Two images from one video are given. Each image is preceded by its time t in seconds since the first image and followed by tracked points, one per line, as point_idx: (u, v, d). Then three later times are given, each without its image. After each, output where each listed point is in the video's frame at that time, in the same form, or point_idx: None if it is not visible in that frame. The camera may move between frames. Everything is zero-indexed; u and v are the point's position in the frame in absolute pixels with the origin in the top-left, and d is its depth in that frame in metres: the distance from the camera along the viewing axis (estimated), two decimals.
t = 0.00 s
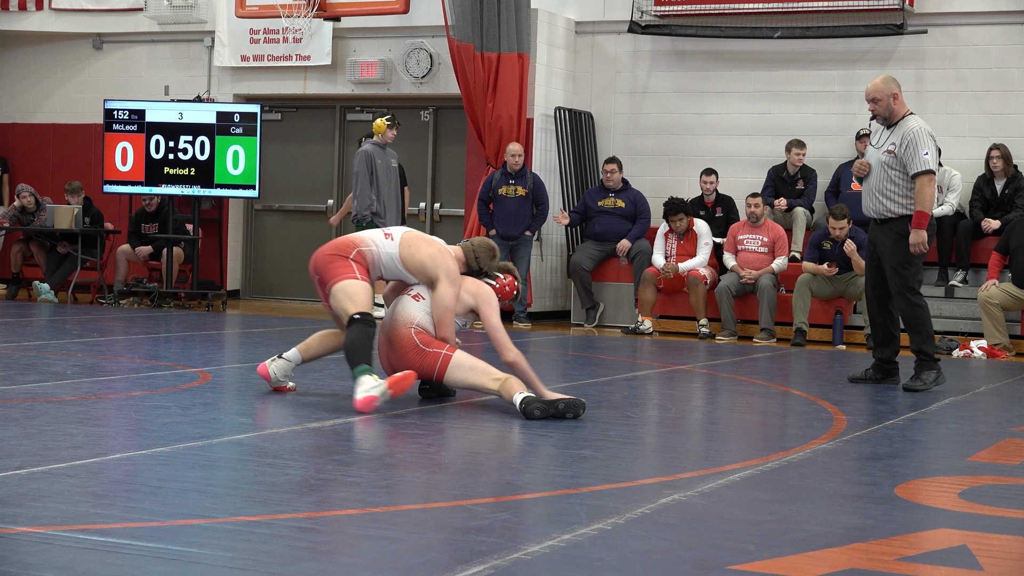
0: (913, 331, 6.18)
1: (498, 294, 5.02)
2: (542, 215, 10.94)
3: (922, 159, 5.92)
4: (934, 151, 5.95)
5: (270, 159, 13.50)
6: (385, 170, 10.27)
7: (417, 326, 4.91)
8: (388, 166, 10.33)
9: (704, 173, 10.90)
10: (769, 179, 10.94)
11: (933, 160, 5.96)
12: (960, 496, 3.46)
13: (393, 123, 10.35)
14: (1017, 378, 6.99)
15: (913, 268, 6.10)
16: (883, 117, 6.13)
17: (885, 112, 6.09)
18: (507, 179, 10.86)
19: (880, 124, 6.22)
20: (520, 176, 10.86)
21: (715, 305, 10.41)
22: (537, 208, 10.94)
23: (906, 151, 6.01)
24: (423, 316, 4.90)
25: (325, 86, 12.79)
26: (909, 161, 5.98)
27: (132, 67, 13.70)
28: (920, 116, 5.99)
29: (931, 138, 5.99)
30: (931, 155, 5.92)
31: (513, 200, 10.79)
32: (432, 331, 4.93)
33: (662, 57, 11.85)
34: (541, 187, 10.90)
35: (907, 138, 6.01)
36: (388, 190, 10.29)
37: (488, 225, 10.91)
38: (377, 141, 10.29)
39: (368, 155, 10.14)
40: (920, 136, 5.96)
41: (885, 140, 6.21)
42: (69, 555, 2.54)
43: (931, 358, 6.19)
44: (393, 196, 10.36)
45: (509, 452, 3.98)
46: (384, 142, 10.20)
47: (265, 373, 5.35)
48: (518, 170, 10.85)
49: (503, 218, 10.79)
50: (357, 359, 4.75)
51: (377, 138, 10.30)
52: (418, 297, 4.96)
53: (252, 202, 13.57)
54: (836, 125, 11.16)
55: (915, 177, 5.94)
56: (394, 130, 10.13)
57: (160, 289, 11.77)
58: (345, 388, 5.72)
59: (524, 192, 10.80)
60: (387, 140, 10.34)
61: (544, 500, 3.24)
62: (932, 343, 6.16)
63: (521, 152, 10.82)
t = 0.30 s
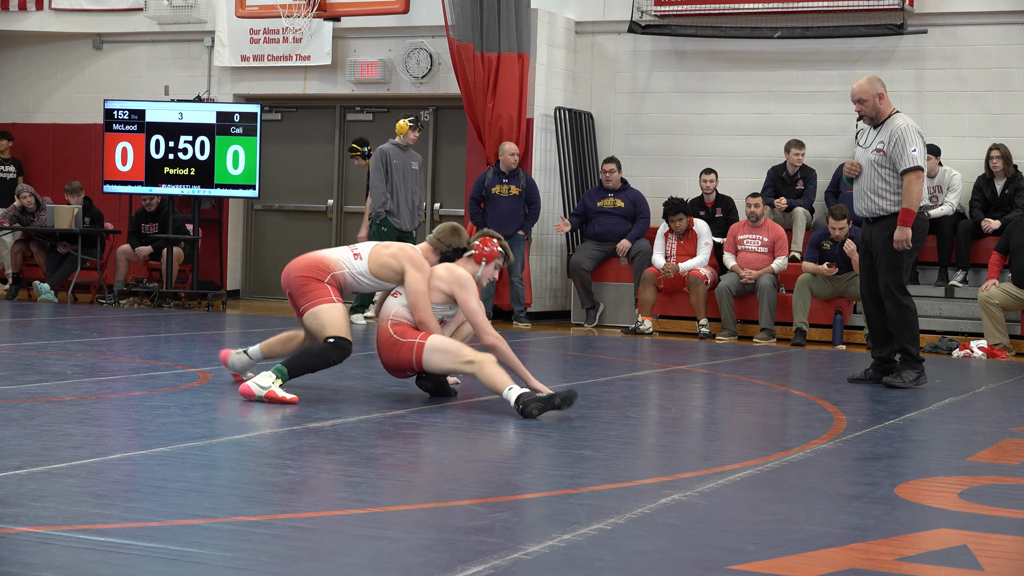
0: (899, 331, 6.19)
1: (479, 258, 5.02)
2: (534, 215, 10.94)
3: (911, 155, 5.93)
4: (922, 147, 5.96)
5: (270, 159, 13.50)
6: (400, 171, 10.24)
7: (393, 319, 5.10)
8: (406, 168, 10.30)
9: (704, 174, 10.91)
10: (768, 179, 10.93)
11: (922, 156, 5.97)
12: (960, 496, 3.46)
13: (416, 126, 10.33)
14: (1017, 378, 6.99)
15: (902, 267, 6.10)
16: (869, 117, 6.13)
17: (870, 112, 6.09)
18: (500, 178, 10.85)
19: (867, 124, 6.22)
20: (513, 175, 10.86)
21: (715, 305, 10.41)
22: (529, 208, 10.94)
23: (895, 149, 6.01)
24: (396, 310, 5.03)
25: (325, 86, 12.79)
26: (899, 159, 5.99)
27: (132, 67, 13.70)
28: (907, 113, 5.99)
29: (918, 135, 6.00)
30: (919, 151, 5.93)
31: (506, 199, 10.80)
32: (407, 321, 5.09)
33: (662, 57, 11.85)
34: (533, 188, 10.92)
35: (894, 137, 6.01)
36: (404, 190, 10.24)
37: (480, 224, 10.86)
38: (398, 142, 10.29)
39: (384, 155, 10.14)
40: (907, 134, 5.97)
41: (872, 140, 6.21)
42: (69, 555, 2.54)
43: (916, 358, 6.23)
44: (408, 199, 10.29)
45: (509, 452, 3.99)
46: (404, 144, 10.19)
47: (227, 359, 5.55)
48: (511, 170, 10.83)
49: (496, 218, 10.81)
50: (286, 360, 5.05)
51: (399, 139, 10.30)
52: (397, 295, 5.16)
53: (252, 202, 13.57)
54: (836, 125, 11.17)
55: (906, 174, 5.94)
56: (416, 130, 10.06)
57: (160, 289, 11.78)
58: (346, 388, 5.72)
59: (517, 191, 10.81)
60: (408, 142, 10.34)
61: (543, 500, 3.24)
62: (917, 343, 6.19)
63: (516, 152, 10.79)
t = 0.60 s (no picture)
0: (904, 333, 6.18)
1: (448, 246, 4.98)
2: (529, 215, 11.02)
3: (904, 157, 5.92)
4: (917, 148, 5.95)
5: (270, 159, 13.51)
6: (403, 171, 10.25)
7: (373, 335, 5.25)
8: (411, 168, 10.31)
9: (702, 174, 10.91)
10: (768, 179, 10.93)
11: (918, 157, 5.95)
12: (960, 496, 3.46)
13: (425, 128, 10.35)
14: (1017, 378, 6.98)
15: (907, 269, 6.09)
16: (868, 117, 6.14)
17: (868, 112, 6.09)
18: (498, 178, 10.84)
19: (867, 124, 6.22)
20: (510, 176, 10.87)
21: (715, 305, 10.42)
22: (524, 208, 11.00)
23: (891, 150, 6.02)
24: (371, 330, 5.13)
25: (325, 86, 12.79)
26: (893, 160, 5.99)
27: (132, 67, 13.70)
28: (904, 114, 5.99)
29: (915, 136, 5.99)
30: (914, 152, 5.92)
31: (504, 199, 10.79)
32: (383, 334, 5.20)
33: (662, 57, 11.85)
34: (528, 189, 10.99)
35: (890, 138, 6.02)
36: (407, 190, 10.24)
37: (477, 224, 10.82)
38: (404, 142, 10.34)
39: (385, 155, 10.21)
40: (903, 136, 5.96)
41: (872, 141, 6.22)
42: (69, 554, 2.54)
43: (920, 363, 6.24)
44: (409, 199, 10.23)
45: (509, 452, 3.98)
46: (410, 143, 10.23)
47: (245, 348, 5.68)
48: (507, 170, 10.83)
49: (493, 217, 10.76)
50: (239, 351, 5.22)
51: (406, 139, 10.32)
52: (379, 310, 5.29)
53: (252, 202, 13.56)
54: (837, 125, 11.16)
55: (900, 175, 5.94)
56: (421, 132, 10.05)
57: (160, 289, 11.78)
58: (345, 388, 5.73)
59: (515, 191, 10.85)
60: (415, 143, 10.37)
61: (543, 500, 3.24)
62: (921, 346, 6.19)
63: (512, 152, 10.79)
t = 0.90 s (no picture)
0: (905, 333, 6.18)
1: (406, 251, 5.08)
2: (530, 215, 11.00)
3: (908, 157, 5.92)
4: (920, 149, 5.95)
5: (270, 158, 13.51)
6: (389, 173, 10.19)
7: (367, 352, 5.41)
8: (398, 169, 10.23)
9: (703, 173, 10.91)
10: (769, 179, 10.93)
11: (921, 158, 5.95)
12: (960, 496, 3.46)
13: (414, 127, 10.21)
14: (1017, 378, 6.98)
15: (910, 269, 6.09)
16: (872, 117, 6.13)
17: (872, 112, 6.08)
18: (499, 178, 10.80)
19: (871, 123, 6.22)
20: (510, 176, 10.84)
21: (715, 305, 10.41)
22: (525, 209, 10.98)
23: (894, 151, 6.01)
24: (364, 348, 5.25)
25: (325, 86, 12.79)
26: (896, 161, 5.99)
27: (132, 67, 13.70)
28: (907, 115, 5.99)
29: (919, 136, 5.99)
30: (916, 153, 5.92)
31: (505, 200, 10.76)
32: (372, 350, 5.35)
33: (662, 57, 11.85)
34: (528, 188, 10.95)
35: (893, 138, 6.01)
36: (393, 192, 10.20)
37: (478, 225, 10.78)
38: (391, 144, 10.27)
39: (371, 158, 10.16)
40: (907, 136, 5.96)
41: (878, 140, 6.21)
42: (69, 555, 2.54)
43: (920, 364, 6.23)
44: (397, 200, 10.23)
45: (509, 452, 3.98)
46: (397, 144, 10.15)
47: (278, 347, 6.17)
48: (508, 170, 10.81)
49: (495, 218, 10.76)
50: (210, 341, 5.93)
51: (392, 140, 10.27)
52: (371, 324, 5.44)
53: (253, 202, 13.56)
54: (837, 125, 11.16)
55: (903, 176, 5.94)
56: (407, 133, 9.96)
57: (160, 289, 11.78)
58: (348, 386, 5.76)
59: (516, 191, 10.81)
60: (402, 143, 10.26)
61: (543, 500, 3.24)
62: (922, 346, 6.19)
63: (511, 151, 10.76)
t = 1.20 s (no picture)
0: (908, 334, 6.18)
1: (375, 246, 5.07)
2: (535, 214, 10.97)
3: (913, 157, 5.92)
4: (926, 149, 5.94)
5: (270, 158, 13.51)
6: (373, 175, 10.17)
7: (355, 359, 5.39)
8: (381, 170, 10.21)
9: (704, 173, 10.89)
10: (769, 179, 10.94)
11: (926, 157, 5.95)
12: (960, 496, 3.46)
13: (394, 127, 10.14)
14: (1016, 378, 6.98)
15: (916, 270, 6.09)
16: (877, 117, 6.14)
17: (878, 112, 6.09)
18: (502, 178, 10.81)
19: (878, 124, 6.23)
20: (514, 175, 10.84)
21: (715, 305, 10.41)
22: (530, 208, 10.95)
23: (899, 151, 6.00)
24: (348, 351, 5.25)
25: (325, 85, 12.79)
26: (902, 161, 5.98)
27: (131, 67, 13.70)
28: (912, 115, 5.98)
29: (924, 136, 5.98)
30: (922, 154, 5.91)
31: (508, 199, 10.77)
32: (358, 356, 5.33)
33: (662, 57, 11.85)
34: (533, 187, 10.93)
35: (899, 138, 6.00)
36: (375, 194, 10.19)
37: (481, 225, 10.82)
38: (373, 144, 10.23)
39: (353, 160, 10.15)
40: (912, 136, 5.95)
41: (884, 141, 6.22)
42: (70, 555, 2.54)
43: (921, 365, 6.23)
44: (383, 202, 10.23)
45: (509, 452, 3.98)
46: (378, 145, 10.12)
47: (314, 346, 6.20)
48: (511, 170, 10.82)
49: (498, 218, 10.77)
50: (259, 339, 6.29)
51: (373, 141, 10.25)
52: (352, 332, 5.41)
53: (253, 202, 13.56)
54: (837, 125, 11.16)
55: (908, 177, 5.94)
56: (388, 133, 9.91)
57: (160, 289, 11.77)
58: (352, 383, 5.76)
59: (519, 191, 10.80)
60: (383, 144, 10.20)
61: (543, 500, 3.24)
62: (924, 348, 6.19)
63: (514, 150, 10.76)
